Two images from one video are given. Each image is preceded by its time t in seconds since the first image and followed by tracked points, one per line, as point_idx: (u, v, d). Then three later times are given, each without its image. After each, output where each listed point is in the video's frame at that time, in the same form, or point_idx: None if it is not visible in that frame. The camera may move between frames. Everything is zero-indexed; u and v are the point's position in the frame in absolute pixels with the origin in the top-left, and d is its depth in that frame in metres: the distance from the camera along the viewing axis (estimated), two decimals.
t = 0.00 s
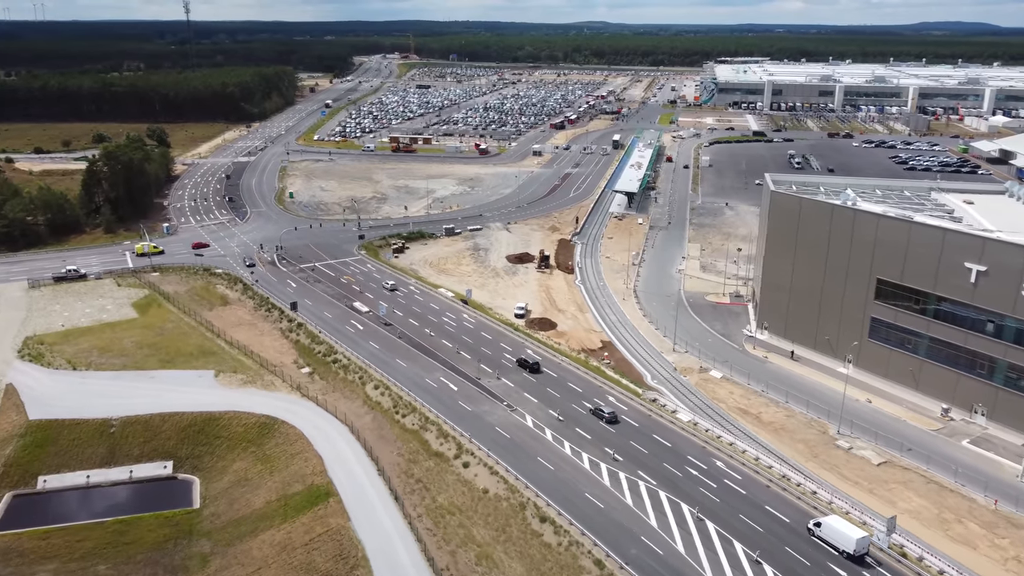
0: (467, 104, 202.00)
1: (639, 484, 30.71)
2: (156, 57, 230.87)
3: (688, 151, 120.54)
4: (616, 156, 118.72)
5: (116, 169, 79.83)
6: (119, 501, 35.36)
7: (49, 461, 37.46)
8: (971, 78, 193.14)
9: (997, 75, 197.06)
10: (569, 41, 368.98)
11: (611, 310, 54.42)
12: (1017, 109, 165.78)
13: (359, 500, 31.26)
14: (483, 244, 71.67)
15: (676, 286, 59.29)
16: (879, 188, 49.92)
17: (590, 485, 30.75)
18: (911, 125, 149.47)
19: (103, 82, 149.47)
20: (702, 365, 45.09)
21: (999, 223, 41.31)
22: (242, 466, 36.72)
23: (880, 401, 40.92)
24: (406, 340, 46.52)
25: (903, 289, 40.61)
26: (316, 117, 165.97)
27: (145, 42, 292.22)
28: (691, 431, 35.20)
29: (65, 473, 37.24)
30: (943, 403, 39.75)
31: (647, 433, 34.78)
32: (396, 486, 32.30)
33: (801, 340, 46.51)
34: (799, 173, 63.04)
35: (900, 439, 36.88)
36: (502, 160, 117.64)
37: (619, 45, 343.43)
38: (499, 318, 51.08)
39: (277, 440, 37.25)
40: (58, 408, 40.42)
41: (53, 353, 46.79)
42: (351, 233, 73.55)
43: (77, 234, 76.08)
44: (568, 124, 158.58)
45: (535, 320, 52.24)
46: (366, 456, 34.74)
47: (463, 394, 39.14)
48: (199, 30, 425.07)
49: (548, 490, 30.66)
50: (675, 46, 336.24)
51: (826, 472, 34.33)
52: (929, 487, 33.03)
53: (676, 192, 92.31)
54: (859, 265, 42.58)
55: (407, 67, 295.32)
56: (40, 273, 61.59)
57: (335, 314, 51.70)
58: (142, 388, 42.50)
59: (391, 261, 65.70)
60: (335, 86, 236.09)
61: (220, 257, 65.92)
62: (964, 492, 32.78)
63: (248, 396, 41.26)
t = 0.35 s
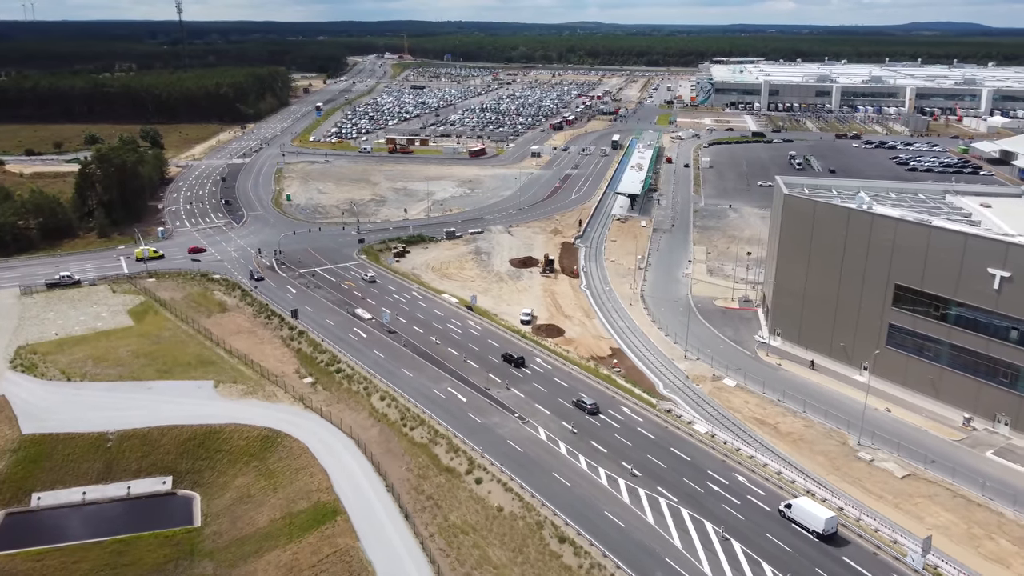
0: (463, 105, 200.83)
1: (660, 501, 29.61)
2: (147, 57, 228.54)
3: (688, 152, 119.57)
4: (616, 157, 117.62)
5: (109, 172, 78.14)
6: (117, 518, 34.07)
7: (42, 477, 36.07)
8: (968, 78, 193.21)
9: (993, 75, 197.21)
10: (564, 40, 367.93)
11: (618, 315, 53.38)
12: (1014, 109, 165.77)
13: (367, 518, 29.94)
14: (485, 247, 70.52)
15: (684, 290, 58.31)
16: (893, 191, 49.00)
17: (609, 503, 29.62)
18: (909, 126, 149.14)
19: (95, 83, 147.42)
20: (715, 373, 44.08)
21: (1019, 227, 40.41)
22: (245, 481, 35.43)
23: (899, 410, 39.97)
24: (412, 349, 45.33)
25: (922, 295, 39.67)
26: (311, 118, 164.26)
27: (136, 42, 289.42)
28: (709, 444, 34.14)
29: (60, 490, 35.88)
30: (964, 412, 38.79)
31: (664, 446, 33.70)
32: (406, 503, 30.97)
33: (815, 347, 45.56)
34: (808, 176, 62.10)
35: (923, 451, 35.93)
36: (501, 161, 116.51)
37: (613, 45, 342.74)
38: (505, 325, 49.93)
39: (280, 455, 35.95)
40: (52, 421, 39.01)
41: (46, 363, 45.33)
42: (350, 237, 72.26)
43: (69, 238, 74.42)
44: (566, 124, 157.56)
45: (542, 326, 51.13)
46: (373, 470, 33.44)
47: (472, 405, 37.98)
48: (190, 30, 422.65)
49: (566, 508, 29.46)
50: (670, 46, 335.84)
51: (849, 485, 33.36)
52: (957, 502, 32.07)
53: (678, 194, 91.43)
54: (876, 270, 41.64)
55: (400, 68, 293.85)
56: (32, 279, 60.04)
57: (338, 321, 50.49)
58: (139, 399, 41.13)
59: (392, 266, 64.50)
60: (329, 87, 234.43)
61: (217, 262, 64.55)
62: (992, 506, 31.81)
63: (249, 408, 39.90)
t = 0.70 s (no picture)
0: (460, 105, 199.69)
1: (682, 519, 28.51)
2: (140, 58, 226.51)
3: (688, 154, 118.70)
4: (616, 158, 116.64)
5: (103, 174, 76.61)
6: (114, 536, 32.81)
7: (36, 494, 34.74)
8: (965, 79, 193.12)
9: (990, 75, 197.21)
10: (558, 41, 366.91)
11: (626, 321, 52.31)
12: (1012, 110, 165.60)
13: (376, 535, 28.66)
14: (488, 251, 69.36)
15: (692, 295, 57.27)
16: (907, 194, 48.06)
17: (630, 521, 28.48)
18: (909, 126, 148.67)
19: (88, 83, 145.52)
20: (728, 381, 43.04)
21: None
22: (247, 498, 34.13)
23: (919, 419, 38.96)
24: (418, 358, 44.20)
25: (941, 301, 38.70)
26: (307, 119, 162.79)
27: (128, 43, 287.18)
28: (730, 457, 33.04)
29: (55, 507, 34.56)
30: (987, 421, 37.75)
31: (683, 460, 32.63)
32: (416, 519, 29.69)
33: (830, 354, 44.59)
34: (817, 179, 61.14)
35: (947, 462, 34.92)
36: (500, 163, 115.38)
37: (608, 45, 342.06)
38: (512, 331, 48.82)
39: (283, 469, 34.60)
40: (46, 433, 37.65)
41: (40, 372, 43.95)
42: (350, 240, 70.99)
43: (63, 242, 72.88)
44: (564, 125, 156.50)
45: (550, 333, 50.01)
46: (381, 485, 32.15)
47: (482, 417, 36.88)
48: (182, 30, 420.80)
49: (584, 527, 28.32)
50: (665, 47, 335.41)
51: (873, 499, 32.32)
52: (985, 516, 31.08)
53: (681, 196, 90.43)
54: (893, 276, 40.65)
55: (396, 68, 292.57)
56: (24, 285, 58.61)
57: (340, 328, 49.29)
58: (136, 411, 39.78)
59: (394, 270, 63.27)
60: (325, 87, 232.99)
61: (215, 267, 63.21)
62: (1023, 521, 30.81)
63: (251, 420, 38.54)
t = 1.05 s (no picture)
0: (457, 106, 198.61)
1: (706, 538, 27.42)
2: (133, 59, 224.60)
3: (688, 155, 117.84)
4: (616, 159, 115.66)
5: (97, 177, 75.05)
6: (111, 555, 31.61)
7: (30, 511, 33.39)
8: (962, 79, 193.06)
9: (986, 76, 197.28)
10: (553, 42, 366.06)
11: (635, 327, 51.25)
12: (1010, 110, 165.41)
13: (386, 554, 27.38)
14: (490, 254, 68.23)
15: (700, 300, 56.22)
16: (922, 198, 47.11)
17: (652, 540, 27.37)
18: (908, 127, 148.22)
19: (80, 84, 143.76)
20: (742, 390, 42.00)
21: None
22: (251, 515, 32.88)
23: (941, 429, 37.96)
24: (425, 367, 43.04)
25: (963, 307, 37.69)
26: (303, 120, 161.43)
27: (120, 44, 285.03)
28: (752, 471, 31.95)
29: (50, 525, 33.23)
30: (1012, 431, 36.75)
31: (703, 474, 31.54)
32: (428, 537, 28.43)
33: (845, 361, 43.64)
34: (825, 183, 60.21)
35: (972, 474, 33.94)
36: (500, 164, 114.25)
37: (603, 46, 341.49)
38: (519, 338, 47.72)
39: (287, 484, 33.30)
40: (40, 447, 36.26)
41: (33, 382, 42.58)
42: (350, 244, 69.73)
43: (56, 247, 71.32)
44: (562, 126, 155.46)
45: (557, 339, 48.89)
46: (389, 500, 30.87)
47: (493, 429, 35.75)
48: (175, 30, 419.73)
49: (605, 547, 27.14)
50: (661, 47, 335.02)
51: (899, 513, 31.29)
52: (1015, 531, 30.10)
53: (683, 198, 89.45)
54: (912, 281, 39.65)
55: (390, 69, 291.45)
56: (17, 291, 57.17)
57: (343, 335, 48.12)
58: (134, 423, 38.46)
59: (395, 275, 62.04)
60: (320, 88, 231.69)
61: (213, 272, 61.90)
62: None
63: (253, 433, 37.22)
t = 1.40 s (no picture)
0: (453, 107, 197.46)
1: (735, 558, 26.34)
2: (125, 60, 222.43)
3: (689, 156, 116.82)
4: (616, 160, 114.54)
5: (92, 179, 73.42)
6: None
7: (26, 530, 32.02)
8: (960, 78, 192.84)
9: (983, 76, 197.19)
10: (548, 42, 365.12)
11: (646, 333, 50.18)
12: (1008, 110, 165.09)
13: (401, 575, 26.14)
14: (494, 258, 67.06)
15: (711, 304, 55.21)
16: (939, 200, 46.17)
17: (678, 560, 26.27)
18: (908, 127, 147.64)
19: (73, 85, 141.85)
20: (759, 398, 40.96)
21: None
22: (257, 533, 31.57)
23: (965, 438, 37.02)
24: (433, 376, 41.90)
25: (987, 314, 36.68)
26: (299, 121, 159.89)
27: (111, 44, 282.38)
28: (777, 485, 30.89)
29: (47, 544, 31.90)
30: None
31: (727, 490, 30.46)
32: (444, 557, 27.21)
33: (864, 368, 42.69)
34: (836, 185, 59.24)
35: (999, 487, 32.99)
36: (500, 165, 113.06)
37: (599, 47, 340.62)
38: (528, 345, 46.58)
39: (294, 500, 32.00)
40: (35, 462, 34.86)
41: (27, 393, 41.16)
42: (351, 248, 68.43)
43: (50, 251, 69.74)
44: (561, 127, 154.36)
45: (567, 346, 47.77)
46: (401, 516, 29.63)
47: (506, 441, 34.64)
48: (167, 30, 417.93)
49: (630, 567, 26.04)
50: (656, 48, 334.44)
51: (928, 528, 30.26)
52: None
53: (687, 199, 88.49)
54: (934, 286, 38.63)
55: (384, 69, 289.93)
56: (10, 298, 55.68)
57: (348, 343, 46.92)
58: (133, 436, 37.05)
59: (398, 279, 60.78)
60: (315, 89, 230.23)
61: (211, 277, 60.53)
62: None
63: (258, 446, 35.90)
